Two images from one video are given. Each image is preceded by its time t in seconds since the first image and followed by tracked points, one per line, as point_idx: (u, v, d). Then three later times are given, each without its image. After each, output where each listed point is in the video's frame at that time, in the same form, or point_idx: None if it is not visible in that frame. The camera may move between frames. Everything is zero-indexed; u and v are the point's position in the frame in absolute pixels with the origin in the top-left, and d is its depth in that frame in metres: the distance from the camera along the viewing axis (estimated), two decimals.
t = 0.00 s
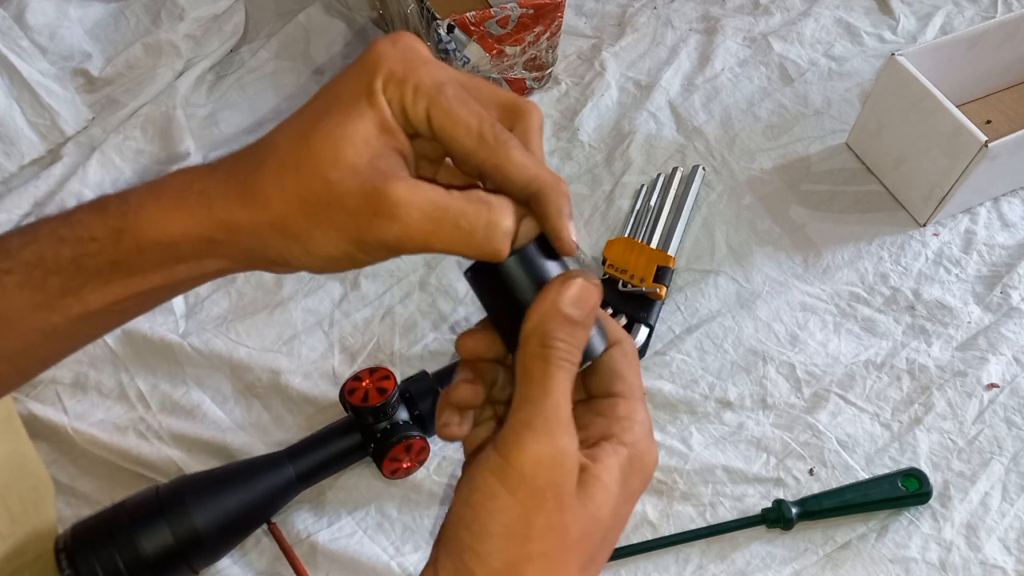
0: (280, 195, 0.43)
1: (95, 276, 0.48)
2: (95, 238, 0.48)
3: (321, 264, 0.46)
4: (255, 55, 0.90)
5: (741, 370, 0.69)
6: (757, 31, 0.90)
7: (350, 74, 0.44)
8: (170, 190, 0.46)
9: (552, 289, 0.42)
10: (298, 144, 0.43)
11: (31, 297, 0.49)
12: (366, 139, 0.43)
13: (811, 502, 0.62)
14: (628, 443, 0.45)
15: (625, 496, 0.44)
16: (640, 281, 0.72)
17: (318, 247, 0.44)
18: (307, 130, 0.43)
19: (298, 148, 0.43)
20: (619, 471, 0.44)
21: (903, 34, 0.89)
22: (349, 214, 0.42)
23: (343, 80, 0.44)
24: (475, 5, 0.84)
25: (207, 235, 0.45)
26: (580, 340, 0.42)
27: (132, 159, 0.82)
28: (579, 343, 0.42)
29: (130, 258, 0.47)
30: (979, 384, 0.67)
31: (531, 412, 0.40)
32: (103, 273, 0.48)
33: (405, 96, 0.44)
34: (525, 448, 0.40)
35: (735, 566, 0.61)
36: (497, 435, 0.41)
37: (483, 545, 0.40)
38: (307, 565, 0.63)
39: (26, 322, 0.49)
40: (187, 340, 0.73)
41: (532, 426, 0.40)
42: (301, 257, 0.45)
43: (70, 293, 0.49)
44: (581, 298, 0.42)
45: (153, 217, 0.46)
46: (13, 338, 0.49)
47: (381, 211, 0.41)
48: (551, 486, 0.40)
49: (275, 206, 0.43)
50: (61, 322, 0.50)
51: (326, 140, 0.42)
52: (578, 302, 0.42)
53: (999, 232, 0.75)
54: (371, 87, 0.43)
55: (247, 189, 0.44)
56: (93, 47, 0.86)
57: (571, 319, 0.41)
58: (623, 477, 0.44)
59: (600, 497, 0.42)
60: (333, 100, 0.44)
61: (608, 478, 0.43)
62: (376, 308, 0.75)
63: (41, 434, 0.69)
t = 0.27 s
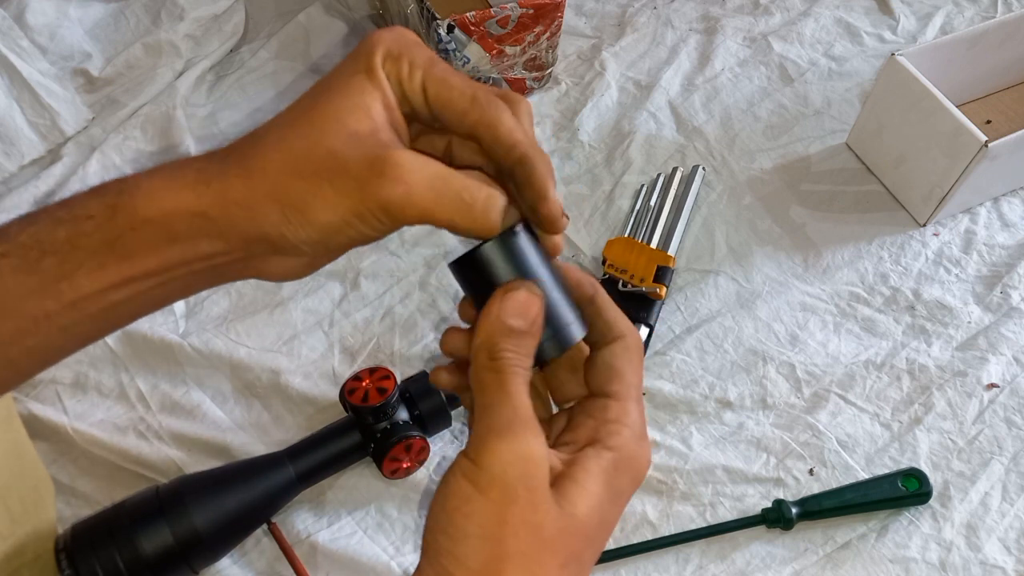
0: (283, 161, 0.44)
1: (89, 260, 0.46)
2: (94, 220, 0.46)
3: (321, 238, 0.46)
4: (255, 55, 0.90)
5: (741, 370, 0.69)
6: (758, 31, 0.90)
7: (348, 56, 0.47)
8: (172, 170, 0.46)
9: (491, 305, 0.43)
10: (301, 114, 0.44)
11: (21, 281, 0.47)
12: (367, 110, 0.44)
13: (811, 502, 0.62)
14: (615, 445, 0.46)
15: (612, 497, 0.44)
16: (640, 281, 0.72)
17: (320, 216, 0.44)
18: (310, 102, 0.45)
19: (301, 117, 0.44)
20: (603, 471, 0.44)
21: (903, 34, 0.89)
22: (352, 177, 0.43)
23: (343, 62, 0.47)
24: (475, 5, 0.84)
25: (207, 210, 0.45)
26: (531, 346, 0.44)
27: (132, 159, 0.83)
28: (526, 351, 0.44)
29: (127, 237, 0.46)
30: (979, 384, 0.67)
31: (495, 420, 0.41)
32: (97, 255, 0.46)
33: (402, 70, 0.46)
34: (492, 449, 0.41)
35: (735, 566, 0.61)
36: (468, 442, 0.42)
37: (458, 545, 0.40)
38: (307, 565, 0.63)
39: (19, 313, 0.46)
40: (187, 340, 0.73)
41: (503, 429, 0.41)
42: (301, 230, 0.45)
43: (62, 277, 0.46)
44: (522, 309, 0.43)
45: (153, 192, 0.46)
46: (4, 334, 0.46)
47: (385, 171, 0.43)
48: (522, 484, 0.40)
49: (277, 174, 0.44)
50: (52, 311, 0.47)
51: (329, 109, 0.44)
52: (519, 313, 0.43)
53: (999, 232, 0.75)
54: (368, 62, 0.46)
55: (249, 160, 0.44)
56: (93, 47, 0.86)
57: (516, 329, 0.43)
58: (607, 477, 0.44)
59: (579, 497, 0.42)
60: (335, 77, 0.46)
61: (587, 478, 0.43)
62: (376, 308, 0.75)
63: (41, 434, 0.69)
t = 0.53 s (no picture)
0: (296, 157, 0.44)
1: (91, 260, 0.46)
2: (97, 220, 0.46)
3: (326, 234, 0.44)
4: (255, 54, 0.90)
5: (741, 370, 0.69)
6: (757, 31, 0.90)
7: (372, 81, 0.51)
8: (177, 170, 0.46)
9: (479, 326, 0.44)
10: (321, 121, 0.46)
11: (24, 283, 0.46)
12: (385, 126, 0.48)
13: (810, 502, 0.62)
14: (623, 456, 0.46)
15: (621, 506, 0.45)
16: (640, 281, 0.72)
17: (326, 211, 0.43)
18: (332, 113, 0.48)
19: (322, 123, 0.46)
20: (610, 481, 0.45)
21: (903, 34, 0.89)
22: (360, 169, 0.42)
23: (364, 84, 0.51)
24: (475, 5, 0.84)
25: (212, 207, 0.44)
26: (523, 361, 0.45)
27: (132, 159, 0.83)
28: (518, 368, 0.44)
29: (127, 235, 0.45)
30: (979, 384, 0.67)
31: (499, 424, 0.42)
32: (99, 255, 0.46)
33: (425, 94, 0.50)
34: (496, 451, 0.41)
35: (735, 566, 0.61)
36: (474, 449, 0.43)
37: (465, 546, 0.40)
38: (307, 565, 0.63)
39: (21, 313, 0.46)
40: (187, 340, 0.73)
41: (510, 432, 0.42)
42: (307, 227, 0.44)
43: (65, 277, 0.46)
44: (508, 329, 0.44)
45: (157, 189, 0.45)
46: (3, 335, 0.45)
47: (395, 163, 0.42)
48: (530, 488, 0.41)
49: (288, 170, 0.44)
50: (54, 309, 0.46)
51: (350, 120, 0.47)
52: (507, 331, 0.44)
53: (999, 232, 0.75)
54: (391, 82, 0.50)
55: (262, 158, 0.45)
56: (93, 47, 0.86)
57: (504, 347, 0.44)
58: (614, 486, 0.45)
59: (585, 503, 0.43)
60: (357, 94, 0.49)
61: (593, 485, 0.44)
62: (376, 308, 0.75)
63: (41, 434, 0.69)
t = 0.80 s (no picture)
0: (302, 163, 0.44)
1: (87, 260, 0.45)
2: (93, 220, 0.45)
3: (327, 241, 0.45)
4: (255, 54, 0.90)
5: (741, 370, 0.69)
6: (757, 31, 0.90)
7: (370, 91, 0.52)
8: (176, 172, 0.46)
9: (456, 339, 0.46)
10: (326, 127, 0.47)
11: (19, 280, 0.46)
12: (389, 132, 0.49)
13: (811, 502, 0.62)
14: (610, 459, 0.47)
15: (607, 506, 0.45)
16: (640, 281, 0.71)
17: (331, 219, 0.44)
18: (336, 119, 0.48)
19: (326, 128, 0.46)
20: (596, 481, 0.45)
21: (903, 34, 0.89)
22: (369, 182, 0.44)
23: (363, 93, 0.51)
24: (475, 5, 0.84)
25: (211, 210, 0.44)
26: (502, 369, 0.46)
27: (132, 159, 0.83)
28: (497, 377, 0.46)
29: (122, 237, 0.45)
30: (979, 384, 0.67)
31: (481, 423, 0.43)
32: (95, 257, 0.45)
33: (424, 109, 0.51)
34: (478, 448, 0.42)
35: (735, 566, 0.61)
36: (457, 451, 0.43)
37: (449, 542, 0.41)
38: (307, 565, 0.63)
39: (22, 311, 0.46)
40: (187, 340, 0.73)
41: (491, 430, 0.42)
42: (309, 232, 0.45)
43: (62, 277, 0.46)
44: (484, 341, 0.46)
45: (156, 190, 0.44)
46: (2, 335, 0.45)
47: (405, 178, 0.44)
48: (511, 482, 0.41)
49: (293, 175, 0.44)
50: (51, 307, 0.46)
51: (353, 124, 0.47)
52: (487, 343, 0.46)
53: (999, 232, 0.75)
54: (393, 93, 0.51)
55: (264, 162, 0.45)
56: (93, 47, 0.86)
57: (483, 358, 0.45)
58: (600, 485, 0.45)
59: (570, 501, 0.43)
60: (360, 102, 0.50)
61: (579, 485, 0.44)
62: (376, 308, 0.75)
63: (41, 434, 0.69)
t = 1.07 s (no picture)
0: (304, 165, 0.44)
1: (86, 254, 0.45)
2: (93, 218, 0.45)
3: (326, 239, 0.45)
4: (255, 54, 0.90)
5: (741, 370, 0.69)
6: (757, 31, 0.90)
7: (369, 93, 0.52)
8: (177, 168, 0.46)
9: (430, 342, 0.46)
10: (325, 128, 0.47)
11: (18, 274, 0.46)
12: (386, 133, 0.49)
13: (811, 502, 0.62)
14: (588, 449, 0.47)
15: (585, 496, 0.45)
16: (640, 281, 0.71)
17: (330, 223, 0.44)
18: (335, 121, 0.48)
19: (326, 130, 0.47)
20: (573, 471, 0.45)
21: (903, 34, 0.89)
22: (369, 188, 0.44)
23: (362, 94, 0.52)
24: (475, 5, 0.84)
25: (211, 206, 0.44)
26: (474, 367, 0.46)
27: (132, 159, 0.82)
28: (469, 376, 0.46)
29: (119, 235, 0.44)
30: (979, 384, 0.67)
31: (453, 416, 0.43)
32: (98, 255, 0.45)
33: (420, 109, 0.51)
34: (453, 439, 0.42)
35: (735, 566, 0.61)
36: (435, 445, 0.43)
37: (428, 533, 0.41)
38: (307, 565, 0.63)
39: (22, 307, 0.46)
40: (187, 340, 0.73)
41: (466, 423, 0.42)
42: (307, 234, 0.45)
43: (62, 271, 0.46)
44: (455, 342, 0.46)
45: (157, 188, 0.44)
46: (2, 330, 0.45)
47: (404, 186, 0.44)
48: (489, 473, 0.41)
49: (294, 176, 0.44)
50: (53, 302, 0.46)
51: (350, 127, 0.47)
52: (459, 344, 0.46)
53: (999, 232, 0.75)
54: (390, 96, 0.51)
55: (265, 159, 0.45)
56: (92, 47, 0.86)
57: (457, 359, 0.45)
58: (577, 475, 0.45)
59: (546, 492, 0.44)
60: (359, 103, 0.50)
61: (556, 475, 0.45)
62: (376, 308, 0.75)
63: (41, 434, 0.69)
